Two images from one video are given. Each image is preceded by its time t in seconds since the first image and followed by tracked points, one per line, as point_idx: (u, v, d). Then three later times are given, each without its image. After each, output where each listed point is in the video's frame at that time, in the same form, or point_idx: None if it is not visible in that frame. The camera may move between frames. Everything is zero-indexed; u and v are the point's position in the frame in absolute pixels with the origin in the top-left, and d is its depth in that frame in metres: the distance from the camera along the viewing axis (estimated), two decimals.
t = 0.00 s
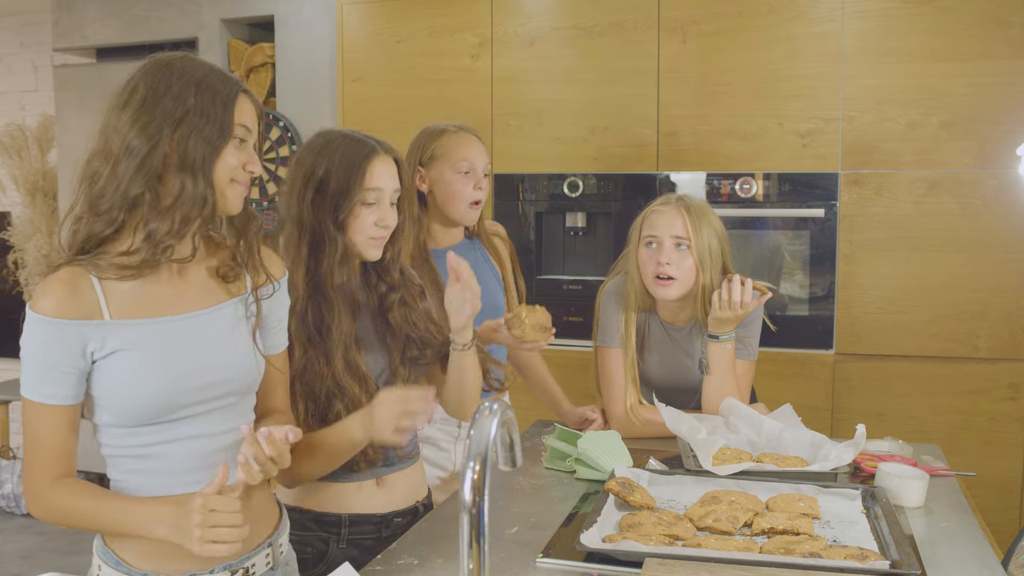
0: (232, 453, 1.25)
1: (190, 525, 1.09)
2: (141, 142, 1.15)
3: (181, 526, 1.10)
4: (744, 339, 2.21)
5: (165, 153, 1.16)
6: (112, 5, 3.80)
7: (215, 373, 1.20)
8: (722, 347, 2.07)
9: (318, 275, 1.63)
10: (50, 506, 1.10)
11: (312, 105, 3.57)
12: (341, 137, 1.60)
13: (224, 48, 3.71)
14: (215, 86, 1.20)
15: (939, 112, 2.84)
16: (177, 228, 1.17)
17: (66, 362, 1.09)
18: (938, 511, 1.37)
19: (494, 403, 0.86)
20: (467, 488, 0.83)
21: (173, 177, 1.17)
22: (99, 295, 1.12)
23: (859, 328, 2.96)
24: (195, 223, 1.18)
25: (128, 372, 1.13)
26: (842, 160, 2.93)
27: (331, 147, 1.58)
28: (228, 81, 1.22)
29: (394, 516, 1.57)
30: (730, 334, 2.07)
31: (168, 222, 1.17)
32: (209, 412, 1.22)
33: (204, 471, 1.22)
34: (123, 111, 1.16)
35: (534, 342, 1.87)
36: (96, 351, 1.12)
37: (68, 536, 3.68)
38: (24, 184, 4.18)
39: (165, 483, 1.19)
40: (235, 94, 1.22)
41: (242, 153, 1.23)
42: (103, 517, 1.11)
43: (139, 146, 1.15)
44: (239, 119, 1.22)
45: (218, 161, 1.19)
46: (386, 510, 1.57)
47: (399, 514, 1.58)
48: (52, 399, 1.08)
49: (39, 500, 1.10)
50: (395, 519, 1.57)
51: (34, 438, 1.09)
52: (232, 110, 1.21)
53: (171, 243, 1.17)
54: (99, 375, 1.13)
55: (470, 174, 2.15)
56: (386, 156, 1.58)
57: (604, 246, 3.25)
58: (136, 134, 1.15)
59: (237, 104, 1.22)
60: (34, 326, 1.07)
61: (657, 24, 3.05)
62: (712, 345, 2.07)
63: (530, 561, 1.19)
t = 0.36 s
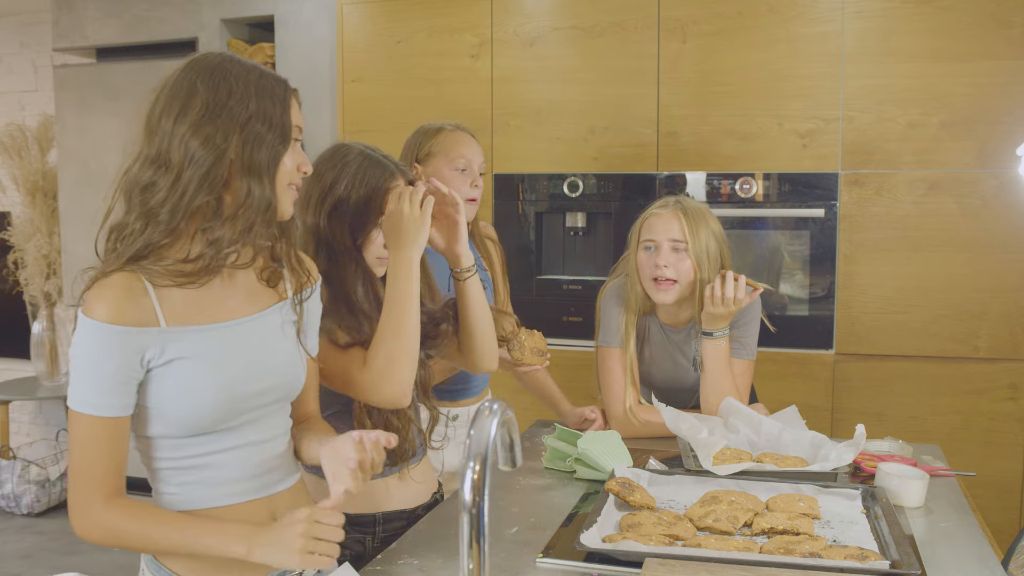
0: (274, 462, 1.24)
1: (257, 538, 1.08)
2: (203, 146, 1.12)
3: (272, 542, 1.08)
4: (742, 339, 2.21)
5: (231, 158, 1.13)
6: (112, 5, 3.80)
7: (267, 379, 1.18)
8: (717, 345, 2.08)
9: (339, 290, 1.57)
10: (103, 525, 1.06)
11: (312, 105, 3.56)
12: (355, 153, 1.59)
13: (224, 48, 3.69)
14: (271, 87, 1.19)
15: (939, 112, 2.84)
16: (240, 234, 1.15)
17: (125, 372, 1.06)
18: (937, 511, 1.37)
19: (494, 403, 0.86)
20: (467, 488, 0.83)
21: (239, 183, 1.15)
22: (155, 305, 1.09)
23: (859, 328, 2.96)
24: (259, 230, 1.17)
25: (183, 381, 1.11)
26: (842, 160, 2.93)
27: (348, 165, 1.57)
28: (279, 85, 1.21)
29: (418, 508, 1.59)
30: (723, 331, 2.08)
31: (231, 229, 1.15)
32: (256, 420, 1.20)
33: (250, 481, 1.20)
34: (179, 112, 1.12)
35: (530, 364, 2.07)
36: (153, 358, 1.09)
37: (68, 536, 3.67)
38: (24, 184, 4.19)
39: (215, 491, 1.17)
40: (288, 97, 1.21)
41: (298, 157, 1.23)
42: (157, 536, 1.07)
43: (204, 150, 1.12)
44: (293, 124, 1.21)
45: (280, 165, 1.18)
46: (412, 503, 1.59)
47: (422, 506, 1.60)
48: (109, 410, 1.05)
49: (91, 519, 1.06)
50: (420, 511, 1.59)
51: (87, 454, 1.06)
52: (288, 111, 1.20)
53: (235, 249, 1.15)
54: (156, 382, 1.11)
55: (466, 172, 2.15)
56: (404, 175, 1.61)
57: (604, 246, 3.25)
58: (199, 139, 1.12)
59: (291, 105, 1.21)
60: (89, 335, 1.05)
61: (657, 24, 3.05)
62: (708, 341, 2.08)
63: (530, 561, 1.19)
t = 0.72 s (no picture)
0: (306, 477, 1.23)
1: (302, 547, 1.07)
2: (261, 162, 1.13)
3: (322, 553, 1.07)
4: (741, 339, 2.21)
5: (287, 175, 1.15)
6: (112, 5, 3.80)
7: (312, 392, 1.19)
8: (716, 344, 2.08)
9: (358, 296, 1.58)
10: (153, 539, 1.04)
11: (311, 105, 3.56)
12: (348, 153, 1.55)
13: (224, 48, 3.67)
14: (328, 103, 1.20)
15: (939, 112, 2.84)
16: (291, 254, 1.17)
17: (177, 383, 1.05)
18: (938, 511, 1.37)
19: (494, 403, 0.86)
20: (467, 488, 0.83)
21: (294, 199, 1.16)
22: (207, 316, 1.09)
23: (859, 329, 2.96)
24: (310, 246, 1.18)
25: (232, 391, 1.10)
26: (842, 160, 2.93)
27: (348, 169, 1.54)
28: (335, 99, 1.22)
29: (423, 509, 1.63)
30: (722, 331, 2.08)
31: (283, 248, 1.16)
32: (298, 430, 1.21)
33: (286, 495, 1.20)
34: (238, 125, 1.13)
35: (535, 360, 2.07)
36: (203, 368, 1.08)
37: (68, 536, 3.68)
38: (24, 184, 4.16)
39: (258, 503, 1.17)
40: (343, 113, 1.23)
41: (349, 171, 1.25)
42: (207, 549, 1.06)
43: (262, 167, 1.13)
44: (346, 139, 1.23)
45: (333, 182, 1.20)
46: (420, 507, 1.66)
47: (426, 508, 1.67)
48: (160, 422, 1.03)
49: (142, 533, 1.04)
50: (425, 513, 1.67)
51: (137, 466, 1.04)
52: (343, 129, 1.22)
53: (287, 267, 1.16)
54: (205, 392, 1.09)
55: (450, 167, 2.16)
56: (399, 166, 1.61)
57: (604, 246, 3.25)
58: (258, 156, 1.13)
59: (346, 122, 1.23)
60: (141, 345, 1.03)
61: (657, 24, 3.05)
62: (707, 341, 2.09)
63: (530, 560, 1.19)
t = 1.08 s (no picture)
0: (317, 485, 1.23)
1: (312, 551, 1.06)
2: (297, 169, 1.10)
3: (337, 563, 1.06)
4: (742, 339, 2.21)
5: (322, 182, 1.12)
6: (112, 5, 3.80)
7: (334, 400, 1.20)
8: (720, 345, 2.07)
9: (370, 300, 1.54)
10: (156, 538, 1.03)
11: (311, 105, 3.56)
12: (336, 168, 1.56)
13: (224, 47, 3.67)
14: (364, 108, 1.17)
15: (939, 112, 2.84)
16: (324, 260, 1.14)
17: (201, 381, 1.05)
18: (938, 511, 1.37)
19: (494, 403, 0.86)
20: (467, 489, 0.83)
21: (329, 206, 1.13)
22: (234, 318, 1.08)
23: (859, 329, 2.96)
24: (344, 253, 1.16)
25: (256, 394, 1.10)
26: (842, 160, 2.93)
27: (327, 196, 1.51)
28: (370, 103, 1.18)
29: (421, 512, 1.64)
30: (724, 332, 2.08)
31: (318, 255, 1.14)
32: (314, 437, 1.21)
33: (295, 502, 1.20)
34: (273, 131, 1.10)
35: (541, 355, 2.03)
36: (228, 369, 1.08)
37: (68, 536, 3.68)
38: (24, 183, 4.16)
39: (268, 508, 1.17)
40: (378, 117, 1.19)
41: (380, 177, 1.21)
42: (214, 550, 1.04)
43: (297, 173, 1.10)
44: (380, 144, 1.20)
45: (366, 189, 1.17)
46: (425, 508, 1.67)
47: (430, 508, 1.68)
48: (181, 419, 1.03)
49: (146, 531, 1.03)
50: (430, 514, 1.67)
51: (151, 461, 1.02)
52: (378, 135, 1.18)
53: (319, 273, 1.14)
54: (229, 392, 1.09)
55: (445, 168, 2.13)
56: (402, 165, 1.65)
57: (604, 246, 3.25)
58: (294, 162, 1.10)
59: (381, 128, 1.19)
60: (166, 339, 1.03)
61: (657, 24, 3.05)
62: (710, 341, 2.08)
63: (530, 560, 1.19)
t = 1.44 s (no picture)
0: (325, 489, 1.23)
1: (315, 552, 1.06)
2: (314, 173, 1.10)
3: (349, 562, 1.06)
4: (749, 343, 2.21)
5: (338, 186, 1.11)
6: (112, 5, 3.80)
7: (346, 404, 1.20)
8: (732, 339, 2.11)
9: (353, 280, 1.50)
10: (161, 539, 1.02)
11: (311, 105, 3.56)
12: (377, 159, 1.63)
13: (224, 47, 3.66)
14: (382, 110, 1.16)
15: (939, 112, 2.84)
16: (339, 264, 1.13)
17: (213, 383, 1.05)
18: (937, 511, 1.37)
19: (494, 404, 0.86)
20: (467, 488, 0.83)
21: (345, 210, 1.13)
22: (248, 321, 1.09)
23: (859, 329, 2.96)
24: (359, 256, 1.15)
25: (269, 396, 1.11)
26: (841, 160, 2.93)
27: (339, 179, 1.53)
28: (388, 106, 1.17)
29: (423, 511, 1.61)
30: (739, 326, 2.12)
31: (334, 258, 1.13)
32: (325, 439, 1.22)
33: (303, 505, 1.20)
34: (290, 134, 1.10)
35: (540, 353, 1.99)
36: (242, 371, 1.08)
37: (68, 536, 3.68)
38: (24, 183, 4.16)
39: (276, 511, 1.17)
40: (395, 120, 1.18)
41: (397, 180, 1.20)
42: (220, 554, 1.03)
43: (314, 177, 1.10)
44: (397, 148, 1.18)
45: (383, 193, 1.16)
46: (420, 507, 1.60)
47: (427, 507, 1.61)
48: (192, 421, 1.03)
49: (152, 533, 1.02)
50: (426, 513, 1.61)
51: (160, 462, 1.02)
52: (395, 137, 1.18)
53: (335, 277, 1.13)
54: (242, 394, 1.10)
55: (450, 168, 2.13)
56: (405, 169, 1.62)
57: (604, 245, 3.24)
58: (311, 165, 1.10)
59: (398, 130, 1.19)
60: (180, 342, 1.03)
61: (657, 24, 3.05)
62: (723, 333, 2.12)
63: (530, 560, 1.19)
